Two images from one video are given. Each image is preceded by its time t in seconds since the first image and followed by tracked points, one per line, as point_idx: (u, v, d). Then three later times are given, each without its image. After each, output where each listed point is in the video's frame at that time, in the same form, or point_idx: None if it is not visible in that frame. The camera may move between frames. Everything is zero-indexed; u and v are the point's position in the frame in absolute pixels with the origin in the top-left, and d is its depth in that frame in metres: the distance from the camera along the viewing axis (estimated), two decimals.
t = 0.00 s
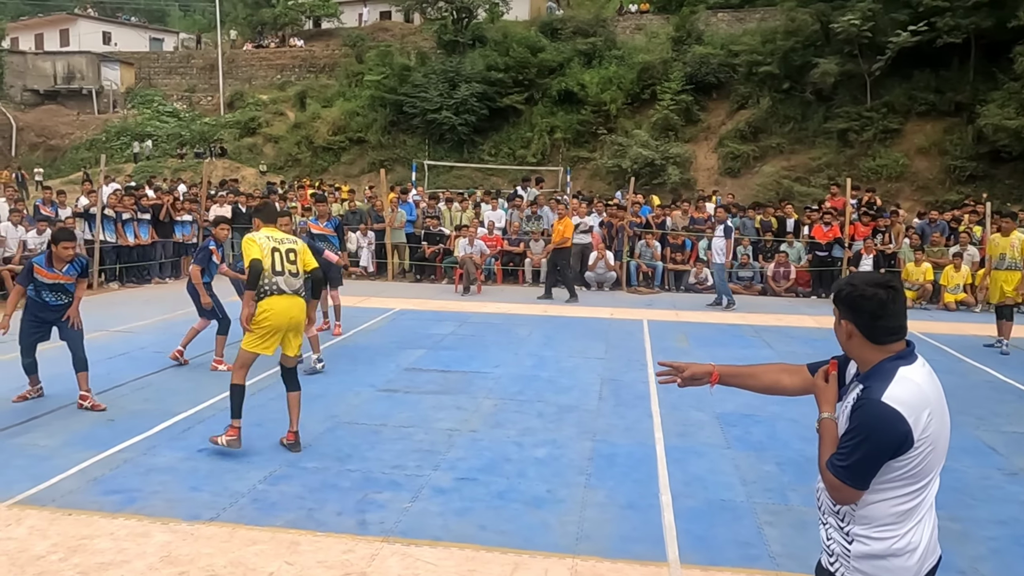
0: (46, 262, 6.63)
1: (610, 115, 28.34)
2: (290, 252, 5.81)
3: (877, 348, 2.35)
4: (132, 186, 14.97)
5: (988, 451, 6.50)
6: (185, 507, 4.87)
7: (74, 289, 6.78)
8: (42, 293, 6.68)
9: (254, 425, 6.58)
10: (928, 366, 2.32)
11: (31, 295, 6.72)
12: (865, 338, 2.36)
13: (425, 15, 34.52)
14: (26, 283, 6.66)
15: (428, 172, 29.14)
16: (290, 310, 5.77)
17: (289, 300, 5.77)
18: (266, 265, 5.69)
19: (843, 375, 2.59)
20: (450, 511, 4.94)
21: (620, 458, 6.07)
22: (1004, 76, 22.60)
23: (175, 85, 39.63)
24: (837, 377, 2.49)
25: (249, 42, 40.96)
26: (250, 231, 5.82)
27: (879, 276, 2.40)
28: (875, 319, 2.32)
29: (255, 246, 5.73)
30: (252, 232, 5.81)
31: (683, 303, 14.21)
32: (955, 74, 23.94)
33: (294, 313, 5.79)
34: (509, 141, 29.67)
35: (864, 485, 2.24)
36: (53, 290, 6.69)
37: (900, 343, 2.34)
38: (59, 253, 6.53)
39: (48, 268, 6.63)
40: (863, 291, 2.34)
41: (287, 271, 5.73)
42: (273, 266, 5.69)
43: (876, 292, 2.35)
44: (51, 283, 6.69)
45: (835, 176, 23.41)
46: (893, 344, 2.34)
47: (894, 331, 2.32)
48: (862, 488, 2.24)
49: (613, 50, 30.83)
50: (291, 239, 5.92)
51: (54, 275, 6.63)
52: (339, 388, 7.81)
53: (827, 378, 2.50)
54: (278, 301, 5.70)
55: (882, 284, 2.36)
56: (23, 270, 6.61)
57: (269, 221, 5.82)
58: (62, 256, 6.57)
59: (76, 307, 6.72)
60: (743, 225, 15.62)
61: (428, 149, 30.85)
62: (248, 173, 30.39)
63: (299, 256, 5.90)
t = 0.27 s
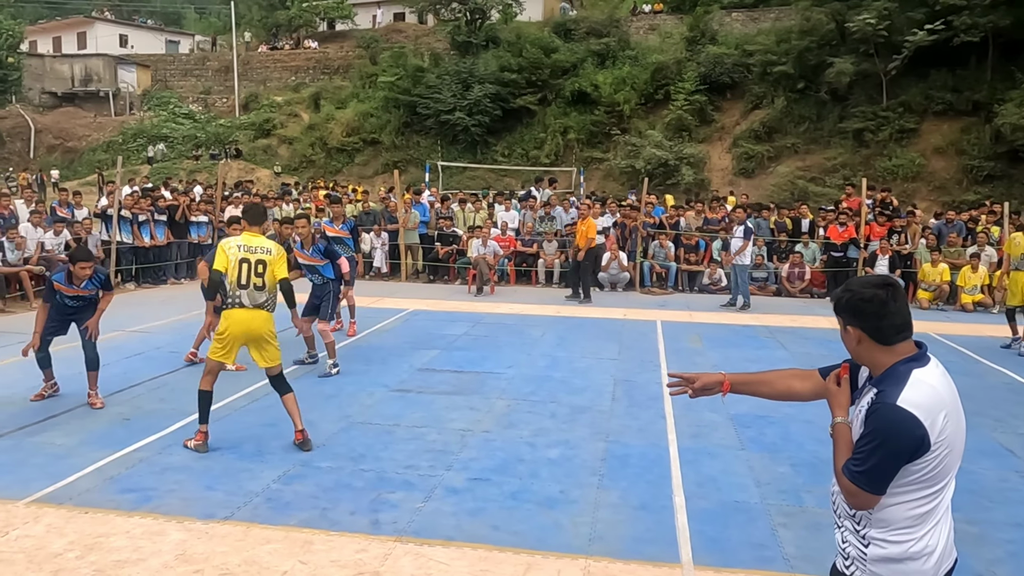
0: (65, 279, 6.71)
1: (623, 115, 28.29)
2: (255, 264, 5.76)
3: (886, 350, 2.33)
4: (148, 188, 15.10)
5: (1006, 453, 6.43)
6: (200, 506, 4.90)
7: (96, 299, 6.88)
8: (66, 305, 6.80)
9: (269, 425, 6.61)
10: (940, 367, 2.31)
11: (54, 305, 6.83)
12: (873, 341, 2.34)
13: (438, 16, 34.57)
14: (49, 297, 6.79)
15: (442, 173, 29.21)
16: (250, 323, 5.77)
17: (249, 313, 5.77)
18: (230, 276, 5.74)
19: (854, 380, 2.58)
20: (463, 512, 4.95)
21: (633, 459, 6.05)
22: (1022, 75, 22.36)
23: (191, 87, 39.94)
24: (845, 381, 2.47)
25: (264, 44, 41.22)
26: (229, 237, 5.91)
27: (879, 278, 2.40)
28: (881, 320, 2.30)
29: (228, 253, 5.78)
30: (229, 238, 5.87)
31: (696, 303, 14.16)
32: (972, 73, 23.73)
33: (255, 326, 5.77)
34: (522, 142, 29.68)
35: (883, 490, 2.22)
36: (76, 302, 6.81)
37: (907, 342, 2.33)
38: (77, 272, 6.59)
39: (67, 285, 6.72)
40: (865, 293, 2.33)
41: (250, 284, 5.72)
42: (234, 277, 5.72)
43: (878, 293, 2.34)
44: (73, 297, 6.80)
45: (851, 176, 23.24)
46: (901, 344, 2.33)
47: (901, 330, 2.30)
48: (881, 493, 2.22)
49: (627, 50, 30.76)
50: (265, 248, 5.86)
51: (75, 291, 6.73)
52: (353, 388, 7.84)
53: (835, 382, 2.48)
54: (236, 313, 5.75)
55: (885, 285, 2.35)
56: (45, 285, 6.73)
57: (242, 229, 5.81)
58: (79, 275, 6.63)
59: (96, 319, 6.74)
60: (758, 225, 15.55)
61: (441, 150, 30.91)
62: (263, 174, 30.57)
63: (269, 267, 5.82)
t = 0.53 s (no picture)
0: (77, 286, 6.77)
1: (636, 116, 28.23)
2: (237, 265, 5.82)
3: (897, 352, 2.32)
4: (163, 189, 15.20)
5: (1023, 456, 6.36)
6: (214, 505, 4.93)
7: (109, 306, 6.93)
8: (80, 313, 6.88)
9: (281, 425, 6.64)
10: (953, 368, 2.29)
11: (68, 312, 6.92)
12: (884, 343, 2.32)
13: (451, 17, 34.57)
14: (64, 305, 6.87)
15: (454, 174, 29.26)
16: (230, 322, 5.84)
17: (230, 313, 5.84)
18: (212, 275, 5.83)
19: (866, 384, 2.57)
20: (475, 512, 4.95)
21: (646, 460, 6.04)
22: None
23: (205, 89, 40.19)
24: (857, 384, 2.46)
25: (278, 46, 41.44)
26: (216, 238, 6.01)
27: (888, 279, 2.39)
28: (890, 320, 2.29)
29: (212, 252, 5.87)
30: (216, 238, 5.98)
31: (709, 305, 14.10)
32: (989, 72, 23.53)
33: (234, 325, 5.83)
34: (534, 143, 29.68)
35: (898, 494, 2.20)
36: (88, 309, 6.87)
37: (918, 342, 2.32)
38: (86, 279, 6.65)
39: (79, 292, 6.78)
40: (873, 294, 2.32)
41: (229, 284, 5.80)
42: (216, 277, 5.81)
43: (886, 294, 2.33)
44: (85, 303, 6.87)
45: (866, 176, 23.08)
46: (910, 345, 2.31)
47: (910, 331, 2.29)
48: (895, 497, 2.20)
49: (640, 50, 30.67)
50: (249, 248, 5.93)
51: (86, 297, 6.79)
52: (366, 389, 7.86)
53: (846, 386, 2.47)
54: (217, 313, 5.83)
55: (892, 286, 2.34)
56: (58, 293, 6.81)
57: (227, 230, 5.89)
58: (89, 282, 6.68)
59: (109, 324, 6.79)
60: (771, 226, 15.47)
61: (454, 151, 30.96)
62: (276, 175, 30.73)
63: (251, 269, 5.88)
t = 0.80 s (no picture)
0: (73, 269, 6.78)
1: (647, 116, 28.16)
2: (258, 275, 5.88)
3: (909, 353, 2.30)
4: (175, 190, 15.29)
5: None
6: (225, 504, 4.96)
7: (105, 291, 6.96)
8: (76, 298, 6.88)
9: (293, 424, 6.68)
10: (968, 372, 2.27)
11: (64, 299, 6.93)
12: (897, 344, 2.31)
13: (462, 18, 34.56)
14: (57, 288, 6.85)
15: (465, 175, 29.29)
16: (249, 330, 5.84)
17: (249, 321, 5.85)
18: (232, 285, 5.87)
19: (879, 386, 2.55)
20: (485, 513, 4.96)
21: (656, 461, 6.02)
22: None
23: (218, 91, 40.43)
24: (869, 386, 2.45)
25: (289, 48, 41.65)
26: (238, 250, 6.07)
27: (902, 280, 2.38)
28: (903, 320, 2.27)
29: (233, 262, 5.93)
30: (238, 250, 6.04)
31: (720, 306, 14.06)
32: (1003, 72, 23.34)
33: (252, 333, 5.84)
34: (546, 143, 29.67)
35: (906, 497, 2.19)
36: (85, 294, 6.88)
37: (931, 344, 2.30)
38: (85, 262, 6.67)
39: (76, 275, 6.79)
40: (887, 294, 2.31)
41: (251, 293, 5.84)
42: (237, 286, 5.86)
43: (899, 294, 2.32)
44: (81, 287, 6.87)
45: (878, 176, 22.93)
46: (923, 347, 2.29)
47: (924, 333, 2.27)
48: (905, 500, 2.19)
49: (651, 51, 30.59)
50: (270, 259, 5.98)
51: (83, 281, 6.80)
52: (376, 389, 7.88)
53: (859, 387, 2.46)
54: (237, 320, 5.85)
55: (906, 287, 2.33)
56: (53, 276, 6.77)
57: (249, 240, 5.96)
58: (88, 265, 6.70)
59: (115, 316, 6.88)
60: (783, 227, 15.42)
61: (464, 152, 30.98)
62: (288, 175, 30.87)
63: (271, 279, 5.92)
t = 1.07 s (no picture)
0: (83, 264, 6.83)
1: (656, 117, 28.12)
2: (308, 239, 5.87)
3: (922, 357, 2.30)
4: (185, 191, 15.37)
5: None
6: (235, 504, 4.98)
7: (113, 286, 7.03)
8: (85, 293, 6.91)
9: (302, 425, 6.70)
10: (978, 376, 2.25)
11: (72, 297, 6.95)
12: (910, 346, 2.30)
13: (471, 18, 34.54)
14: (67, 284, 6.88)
15: (474, 176, 29.31)
16: (308, 296, 5.88)
17: (307, 286, 5.89)
18: (284, 252, 5.86)
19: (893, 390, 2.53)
20: (494, 514, 4.96)
21: (666, 463, 6.01)
22: None
23: (228, 92, 40.59)
24: (881, 388, 2.44)
25: (299, 49, 41.80)
26: (282, 213, 6.01)
27: (918, 282, 2.37)
28: (917, 323, 2.27)
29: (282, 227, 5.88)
30: (281, 214, 5.98)
31: (729, 307, 14.03)
32: (1016, 72, 23.19)
33: (310, 300, 5.86)
34: (555, 144, 29.65)
35: (910, 502, 2.18)
36: (95, 290, 6.93)
37: (944, 348, 2.29)
38: (95, 256, 6.72)
39: (86, 270, 6.83)
40: (901, 296, 2.30)
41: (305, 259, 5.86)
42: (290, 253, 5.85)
43: (915, 296, 2.31)
44: (90, 282, 6.91)
45: (889, 177, 22.81)
46: (937, 350, 2.28)
47: (938, 337, 2.26)
48: (909, 504, 2.18)
49: (660, 51, 30.54)
50: (316, 221, 5.95)
51: (93, 276, 6.84)
52: (385, 390, 7.90)
53: (871, 390, 2.45)
54: (294, 287, 5.87)
55: (920, 289, 2.32)
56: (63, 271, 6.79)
57: (293, 203, 5.90)
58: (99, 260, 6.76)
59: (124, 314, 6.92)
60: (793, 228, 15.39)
61: (473, 153, 31.00)
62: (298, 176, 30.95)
63: (321, 241, 5.92)
